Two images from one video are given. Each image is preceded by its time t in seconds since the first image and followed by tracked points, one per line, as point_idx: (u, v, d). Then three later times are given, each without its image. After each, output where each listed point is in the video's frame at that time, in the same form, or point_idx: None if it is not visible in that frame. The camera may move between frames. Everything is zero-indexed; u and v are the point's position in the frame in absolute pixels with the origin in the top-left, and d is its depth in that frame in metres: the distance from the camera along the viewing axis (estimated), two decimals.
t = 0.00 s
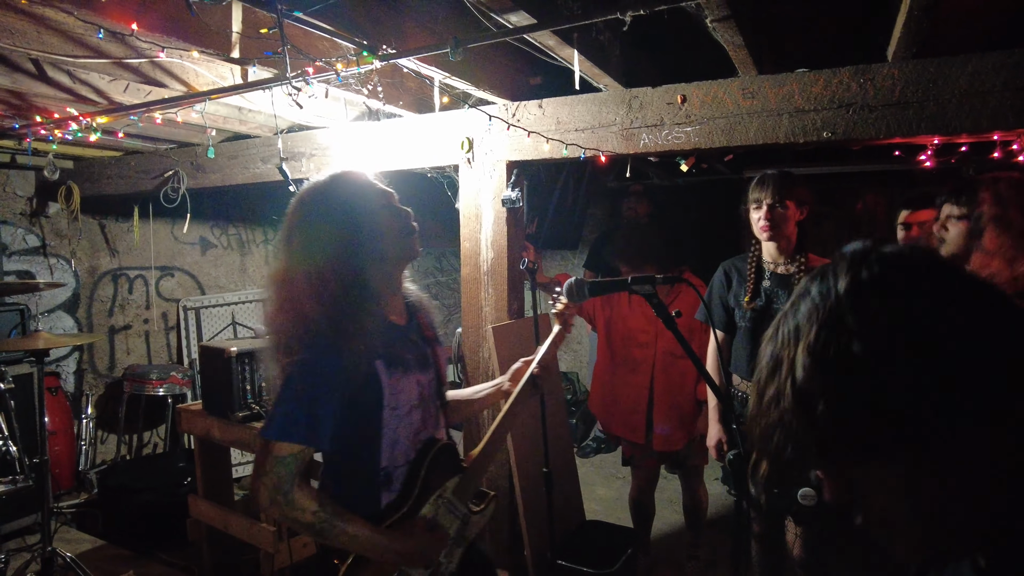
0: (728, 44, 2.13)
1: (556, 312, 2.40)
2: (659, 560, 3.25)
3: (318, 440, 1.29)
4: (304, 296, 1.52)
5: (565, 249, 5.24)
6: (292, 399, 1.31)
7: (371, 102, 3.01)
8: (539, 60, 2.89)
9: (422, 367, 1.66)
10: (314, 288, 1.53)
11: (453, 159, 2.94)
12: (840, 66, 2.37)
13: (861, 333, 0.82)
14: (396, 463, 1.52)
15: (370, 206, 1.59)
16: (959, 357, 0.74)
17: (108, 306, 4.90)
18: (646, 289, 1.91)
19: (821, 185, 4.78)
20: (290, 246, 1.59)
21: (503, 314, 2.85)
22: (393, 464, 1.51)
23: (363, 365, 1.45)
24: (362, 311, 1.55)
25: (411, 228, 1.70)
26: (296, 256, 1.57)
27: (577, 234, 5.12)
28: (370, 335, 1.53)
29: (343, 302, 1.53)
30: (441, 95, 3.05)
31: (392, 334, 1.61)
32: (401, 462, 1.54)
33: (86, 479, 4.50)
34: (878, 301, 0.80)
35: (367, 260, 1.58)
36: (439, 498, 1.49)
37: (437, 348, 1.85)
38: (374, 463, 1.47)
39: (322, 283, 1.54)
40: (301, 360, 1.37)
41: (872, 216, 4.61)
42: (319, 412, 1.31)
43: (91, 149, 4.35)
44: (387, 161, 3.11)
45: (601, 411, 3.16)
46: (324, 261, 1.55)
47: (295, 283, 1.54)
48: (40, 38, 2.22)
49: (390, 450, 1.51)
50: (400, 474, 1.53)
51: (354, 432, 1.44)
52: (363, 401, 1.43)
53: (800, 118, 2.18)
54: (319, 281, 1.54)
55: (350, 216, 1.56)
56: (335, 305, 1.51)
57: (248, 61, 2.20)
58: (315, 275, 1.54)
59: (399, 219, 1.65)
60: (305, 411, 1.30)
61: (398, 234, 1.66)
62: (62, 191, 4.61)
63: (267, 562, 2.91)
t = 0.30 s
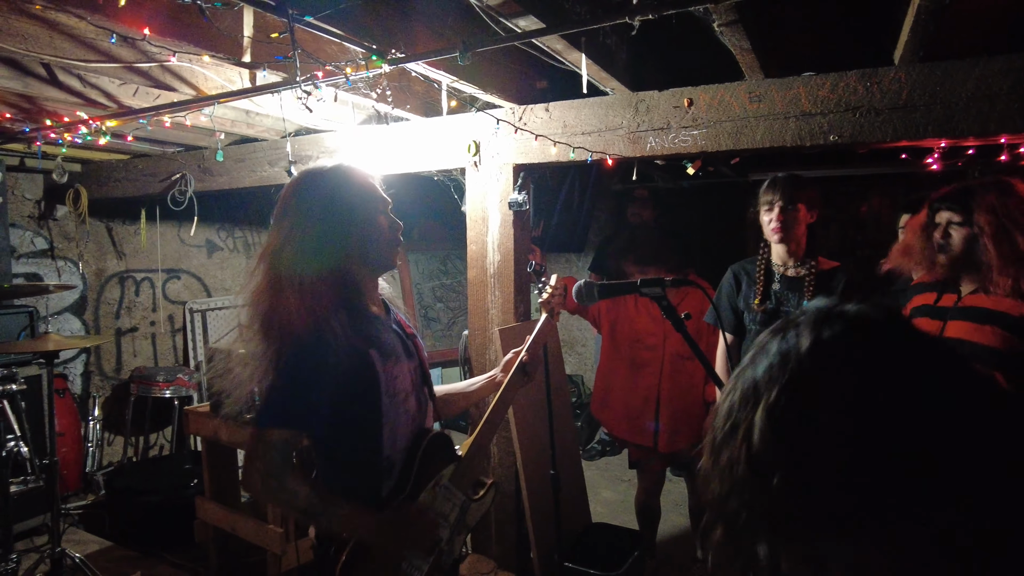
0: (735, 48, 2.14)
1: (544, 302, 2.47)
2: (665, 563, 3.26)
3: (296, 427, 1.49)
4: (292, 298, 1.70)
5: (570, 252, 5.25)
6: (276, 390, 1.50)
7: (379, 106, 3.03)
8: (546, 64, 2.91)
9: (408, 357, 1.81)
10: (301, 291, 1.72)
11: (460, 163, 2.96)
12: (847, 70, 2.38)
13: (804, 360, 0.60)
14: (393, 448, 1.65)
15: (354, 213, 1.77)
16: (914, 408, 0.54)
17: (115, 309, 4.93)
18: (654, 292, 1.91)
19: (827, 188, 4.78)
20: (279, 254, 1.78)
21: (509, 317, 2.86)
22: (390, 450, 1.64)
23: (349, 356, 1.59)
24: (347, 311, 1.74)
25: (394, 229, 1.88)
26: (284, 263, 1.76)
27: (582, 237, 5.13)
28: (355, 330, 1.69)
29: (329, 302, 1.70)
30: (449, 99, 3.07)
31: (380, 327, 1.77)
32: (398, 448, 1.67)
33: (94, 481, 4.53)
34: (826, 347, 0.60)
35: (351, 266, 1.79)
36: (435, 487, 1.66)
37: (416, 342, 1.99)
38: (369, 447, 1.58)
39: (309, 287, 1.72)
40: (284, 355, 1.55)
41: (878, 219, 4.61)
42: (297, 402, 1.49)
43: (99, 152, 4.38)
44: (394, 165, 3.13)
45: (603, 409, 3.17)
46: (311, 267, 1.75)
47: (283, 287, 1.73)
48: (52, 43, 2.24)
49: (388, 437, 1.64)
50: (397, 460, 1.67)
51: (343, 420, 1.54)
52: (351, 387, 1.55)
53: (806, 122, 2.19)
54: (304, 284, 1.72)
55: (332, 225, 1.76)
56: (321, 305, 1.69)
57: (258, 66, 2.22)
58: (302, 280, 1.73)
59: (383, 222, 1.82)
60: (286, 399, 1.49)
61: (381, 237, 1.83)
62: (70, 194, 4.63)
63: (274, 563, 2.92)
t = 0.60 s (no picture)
0: (748, 49, 2.14)
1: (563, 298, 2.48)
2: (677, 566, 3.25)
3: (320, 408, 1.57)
4: (304, 293, 1.75)
5: (581, 254, 5.26)
6: (296, 373, 1.57)
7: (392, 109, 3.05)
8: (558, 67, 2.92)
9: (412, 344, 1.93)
10: (313, 286, 1.76)
11: (472, 165, 2.97)
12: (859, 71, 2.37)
13: (739, 446, 0.57)
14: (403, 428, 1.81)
15: (358, 209, 1.84)
16: (852, 506, 0.52)
17: (131, 310, 4.99)
18: (667, 294, 1.92)
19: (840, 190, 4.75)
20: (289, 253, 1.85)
21: (521, 318, 2.87)
22: (401, 428, 1.81)
23: (358, 343, 1.71)
24: (359, 302, 1.80)
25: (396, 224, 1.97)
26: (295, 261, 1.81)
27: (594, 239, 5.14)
28: (365, 320, 1.79)
29: (341, 295, 1.76)
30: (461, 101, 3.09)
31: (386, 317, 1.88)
32: (407, 428, 1.84)
33: (110, 480, 4.58)
34: (764, 431, 0.57)
35: (361, 261, 1.84)
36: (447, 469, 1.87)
37: (418, 327, 2.12)
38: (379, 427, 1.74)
39: (320, 281, 1.76)
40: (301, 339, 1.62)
41: (892, 220, 4.58)
42: (319, 384, 1.57)
43: (117, 155, 4.44)
44: (406, 167, 3.15)
45: (613, 410, 3.21)
46: (320, 263, 1.80)
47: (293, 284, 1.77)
48: (72, 49, 2.28)
49: (397, 417, 1.79)
50: (407, 438, 1.84)
51: (353, 402, 1.69)
52: (360, 372, 1.69)
53: (818, 124, 2.19)
54: (316, 280, 1.76)
55: (337, 222, 1.83)
56: (333, 299, 1.74)
57: (274, 70, 2.24)
58: (314, 276, 1.77)
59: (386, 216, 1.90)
60: (307, 382, 1.57)
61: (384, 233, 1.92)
62: (88, 198, 4.62)
63: (288, 563, 2.95)
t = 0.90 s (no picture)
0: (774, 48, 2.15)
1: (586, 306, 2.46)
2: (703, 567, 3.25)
3: (335, 401, 1.70)
4: (337, 291, 1.92)
5: (607, 254, 5.26)
6: (312, 368, 1.74)
7: (420, 111, 3.10)
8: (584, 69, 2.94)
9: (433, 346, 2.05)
10: (344, 285, 1.93)
11: (499, 166, 3.00)
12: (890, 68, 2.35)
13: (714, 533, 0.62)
14: (423, 425, 1.89)
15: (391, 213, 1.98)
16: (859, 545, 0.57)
17: (166, 309, 5.12)
18: (693, 294, 1.93)
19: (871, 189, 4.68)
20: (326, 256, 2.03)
21: (546, 318, 2.89)
22: (419, 425, 1.88)
23: (379, 341, 1.84)
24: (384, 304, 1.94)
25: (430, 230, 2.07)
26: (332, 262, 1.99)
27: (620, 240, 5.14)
28: (386, 321, 1.91)
29: (369, 296, 1.91)
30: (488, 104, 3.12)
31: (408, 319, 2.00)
32: (427, 424, 1.91)
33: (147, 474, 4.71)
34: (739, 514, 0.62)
35: (393, 264, 1.97)
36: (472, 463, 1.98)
37: (446, 335, 2.19)
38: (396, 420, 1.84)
39: (350, 281, 1.92)
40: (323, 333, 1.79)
41: (925, 220, 4.50)
42: (336, 374, 1.72)
43: (154, 159, 4.56)
44: (434, 169, 3.19)
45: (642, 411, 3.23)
46: (353, 264, 1.96)
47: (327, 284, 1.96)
48: (114, 56, 2.37)
49: (416, 414, 1.87)
50: (427, 435, 1.91)
51: (371, 396, 1.81)
52: (377, 368, 1.81)
53: (847, 123, 2.17)
54: (348, 280, 1.93)
55: (368, 228, 1.98)
56: (360, 298, 1.89)
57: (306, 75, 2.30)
58: (348, 276, 1.93)
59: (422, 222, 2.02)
60: (325, 373, 1.72)
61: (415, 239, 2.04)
62: (126, 201, 4.85)
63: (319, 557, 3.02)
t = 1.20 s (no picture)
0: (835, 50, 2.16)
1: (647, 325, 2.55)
2: None
3: (390, 390, 1.98)
4: (398, 289, 2.12)
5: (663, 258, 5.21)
6: (378, 358, 1.99)
7: (477, 120, 3.16)
8: (640, 75, 2.95)
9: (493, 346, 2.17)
10: (405, 284, 2.12)
11: (554, 172, 3.03)
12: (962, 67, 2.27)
13: None
14: (476, 418, 2.05)
15: (453, 222, 2.21)
16: None
17: (233, 310, 5.34)
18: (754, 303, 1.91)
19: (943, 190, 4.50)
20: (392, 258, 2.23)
21: (601, 323, 2.90)
22: (475, 414, 2.05)
23: (436, 337, 2.02)
24: (444, 302, 2.09)
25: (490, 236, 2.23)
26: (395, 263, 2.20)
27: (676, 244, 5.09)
28: (445, 319, 2.07)
29: (429, 295, 2.09)
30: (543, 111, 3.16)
31: (469, 319, 2.13)
32: (484, 414, 2.08)
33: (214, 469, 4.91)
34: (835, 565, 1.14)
35: (452, 267, 2.15)
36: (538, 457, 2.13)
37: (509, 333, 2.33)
38: (448, 413, 2.01)
39: (411, 281, 2.12)
40: (382, 329, 2.02)
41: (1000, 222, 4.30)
42: (392, 366, 1.98)
43: (222, 167, 4.77)
44: (490, 175, 3.24)
45: (695, 416, 3.17)
46: (416, 266, 2.16)
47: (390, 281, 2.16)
48: (190, 74, 2.51)
49: (469, 407, 2.04)
50: (480, 427, 2.07)
51: (424, 390, 1.99)
52: (431, 362, 1.99)
53: (913, 125, 2.11)
54: (411, 280, 2.12)
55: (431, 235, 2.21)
56: (420, 297, 2.08)
57: (370, 88, 2.38)
58: (409, 276, 2.13)
59: (481, 229, 2.22)
60: (383, 364, 1.99)
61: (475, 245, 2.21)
62: (195, 207, 5.07)
63: (377, 555, 3.11)
